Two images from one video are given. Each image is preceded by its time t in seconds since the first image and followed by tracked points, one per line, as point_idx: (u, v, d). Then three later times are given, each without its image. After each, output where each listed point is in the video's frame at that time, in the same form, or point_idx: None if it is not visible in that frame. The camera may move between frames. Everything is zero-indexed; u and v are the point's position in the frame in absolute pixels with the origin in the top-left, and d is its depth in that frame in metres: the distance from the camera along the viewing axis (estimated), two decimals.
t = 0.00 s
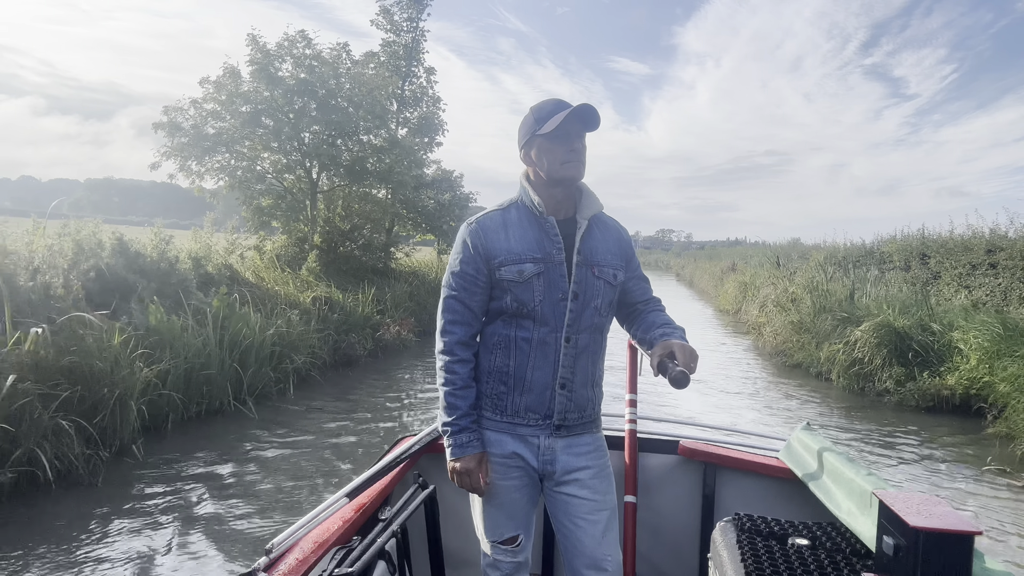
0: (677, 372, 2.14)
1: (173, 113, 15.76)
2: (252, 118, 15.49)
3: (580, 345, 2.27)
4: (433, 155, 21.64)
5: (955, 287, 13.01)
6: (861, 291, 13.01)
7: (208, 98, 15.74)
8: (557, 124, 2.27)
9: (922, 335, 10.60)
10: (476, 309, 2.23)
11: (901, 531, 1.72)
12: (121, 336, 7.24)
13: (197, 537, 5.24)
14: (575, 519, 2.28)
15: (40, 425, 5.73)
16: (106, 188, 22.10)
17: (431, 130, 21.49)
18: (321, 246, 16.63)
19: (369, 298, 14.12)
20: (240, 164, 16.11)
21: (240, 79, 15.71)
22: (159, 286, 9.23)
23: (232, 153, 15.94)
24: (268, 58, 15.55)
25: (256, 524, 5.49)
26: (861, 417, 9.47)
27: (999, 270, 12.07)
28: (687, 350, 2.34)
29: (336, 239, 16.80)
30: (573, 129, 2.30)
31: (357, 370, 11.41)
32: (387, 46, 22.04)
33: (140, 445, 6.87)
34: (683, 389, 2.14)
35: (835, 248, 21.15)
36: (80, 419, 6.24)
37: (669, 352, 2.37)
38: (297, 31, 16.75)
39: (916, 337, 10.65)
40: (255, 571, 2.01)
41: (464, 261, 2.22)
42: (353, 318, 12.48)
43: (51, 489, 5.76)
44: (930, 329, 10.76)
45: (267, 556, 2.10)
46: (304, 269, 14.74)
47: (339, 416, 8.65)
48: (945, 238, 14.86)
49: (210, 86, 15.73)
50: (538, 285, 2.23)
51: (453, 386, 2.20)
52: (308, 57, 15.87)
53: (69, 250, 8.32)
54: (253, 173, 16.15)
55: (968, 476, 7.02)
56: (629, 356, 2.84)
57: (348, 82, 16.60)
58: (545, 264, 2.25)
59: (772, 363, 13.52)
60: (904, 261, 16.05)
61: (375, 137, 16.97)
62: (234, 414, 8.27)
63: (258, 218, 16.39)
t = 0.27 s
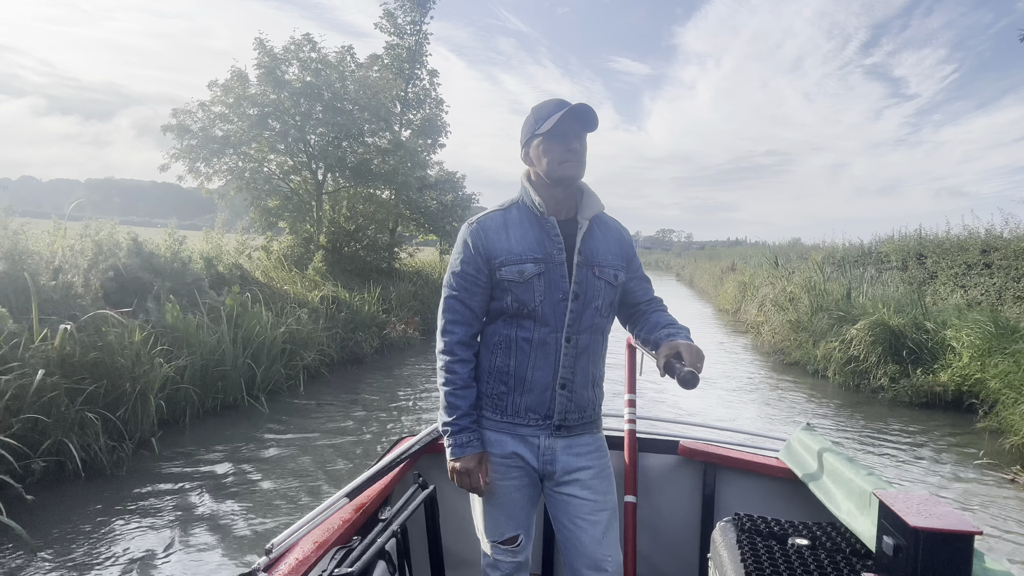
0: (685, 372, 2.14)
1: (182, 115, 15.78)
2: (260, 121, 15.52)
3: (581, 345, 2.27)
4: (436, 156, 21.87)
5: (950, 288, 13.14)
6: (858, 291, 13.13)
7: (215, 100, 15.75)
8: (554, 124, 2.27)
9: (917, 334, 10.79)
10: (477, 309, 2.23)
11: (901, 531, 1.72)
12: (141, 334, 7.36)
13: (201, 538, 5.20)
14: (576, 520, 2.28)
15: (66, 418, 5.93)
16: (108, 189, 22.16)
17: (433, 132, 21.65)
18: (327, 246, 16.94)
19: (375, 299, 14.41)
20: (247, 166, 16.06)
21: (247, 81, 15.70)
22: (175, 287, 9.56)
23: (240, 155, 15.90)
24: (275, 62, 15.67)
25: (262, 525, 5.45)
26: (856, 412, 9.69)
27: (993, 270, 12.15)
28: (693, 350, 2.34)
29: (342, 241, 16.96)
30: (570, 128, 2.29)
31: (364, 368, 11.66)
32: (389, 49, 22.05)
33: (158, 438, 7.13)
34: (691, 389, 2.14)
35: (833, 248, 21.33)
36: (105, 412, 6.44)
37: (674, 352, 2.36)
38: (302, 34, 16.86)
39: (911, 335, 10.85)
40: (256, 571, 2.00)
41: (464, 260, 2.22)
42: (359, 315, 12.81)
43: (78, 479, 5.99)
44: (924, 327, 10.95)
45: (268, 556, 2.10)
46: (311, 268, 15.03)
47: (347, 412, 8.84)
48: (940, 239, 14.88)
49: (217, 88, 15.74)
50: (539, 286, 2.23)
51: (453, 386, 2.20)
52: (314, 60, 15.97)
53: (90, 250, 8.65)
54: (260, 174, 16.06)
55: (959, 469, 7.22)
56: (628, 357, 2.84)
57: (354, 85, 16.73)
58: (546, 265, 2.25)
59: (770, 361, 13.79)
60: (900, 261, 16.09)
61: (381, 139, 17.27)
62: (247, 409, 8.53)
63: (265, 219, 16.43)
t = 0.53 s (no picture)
0: (691, 373, 2.13)
1: (191, 118, 16.09)
2: (267, 123, 15.78)
3: (582, 346, 2.28)
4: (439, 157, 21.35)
5: (946, 287, 13.18)
6: (853, 290, 13.37)
7: (222, 103, 16.04)
8: (550, 123, 2.29)
9: (911, 332, 11.01)
10: (478, 309, 2.23)
11: (901, 531, 1.72)
12: (160, 331, 7.61)
13: (204, 538, 5.17)
14: (577, 520, 2.27)
15: (89, 411, 6.18)
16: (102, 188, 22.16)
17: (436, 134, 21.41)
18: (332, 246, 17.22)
19: (379, 297, 14.66)
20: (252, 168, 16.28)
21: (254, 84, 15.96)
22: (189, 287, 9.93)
23: (247, 157, 16.20)
24: (283, 66, 15.96)
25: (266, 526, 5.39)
26: (850, 408, 9.91)
27: (988, 269, 12.12)
28: (696, 350, 2.32)
29: (346, 240, 17.40)
30: (566, 128, 2.29)
31: (371, 365, 11.94)
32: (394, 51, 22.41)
33: (177, 430, 7.35)
34: (696, 389, 2.13)
35: (831, 248, 21.57)
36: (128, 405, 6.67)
37: (677, 352, 2.35)
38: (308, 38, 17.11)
39: (905, 333, 11.07)
40: (256, 571, 2.00)
41: (465, 260, 2.22)
42: (365, 314, 13.04)
43: (105, 468, 6.20)
44: (918, 325, 11.16)
45: (267, 556, 2.10)
46: (316, 269, 15.29)
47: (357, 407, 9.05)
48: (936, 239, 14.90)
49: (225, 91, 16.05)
50: (540, 286, 2.23)
51: (454, 386, 2.19)
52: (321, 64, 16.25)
53: (109, 250, 8.95)
54: (267, 175, 16.30)
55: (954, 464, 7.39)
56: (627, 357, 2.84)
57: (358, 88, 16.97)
58: (547, 265, 2.25)
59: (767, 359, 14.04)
60: (898, 261, 16.17)
61: (385, 141, 17.52)
62: (260, 404, 8.76)
63: (272, 219, 16.59)
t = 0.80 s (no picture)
0: (692, 373, 2.13)
1: (198, 121, 16.32)
2: (274, 125, 16.00)
3: (583, 346, 2.28)
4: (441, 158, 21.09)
5: (942, 287, 13.25)
6: (849, 290, 13.63)
7: (229, 105, 16.25)
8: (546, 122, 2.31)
9: (906, 331, 11.30)
10: (478, 309, 2.23)
11: (901, 531, 1.72)
12: (177, 328, 7.90)
13: (205, 536, 5.19)
14: (578, 520, 2.27)
15: (110, 404, 6.45)
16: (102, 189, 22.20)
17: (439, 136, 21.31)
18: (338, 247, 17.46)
19: (385, 296, 14.90)
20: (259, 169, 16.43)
21: (260, 87, 16.18)
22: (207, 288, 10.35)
23: (254, 159, 16.40)
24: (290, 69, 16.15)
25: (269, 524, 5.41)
26: (844, 404, 10.18)
27: (982, 269, 12.13)
28: (698, 350, 2.31)
29: (351, 241, 17.72)
30: (559, 128, 2.29)
31: (378, 362, 12.23)
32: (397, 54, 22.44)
33: (193, 425, 7.60)
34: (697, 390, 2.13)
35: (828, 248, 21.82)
36: (146, 400, 6.95)
37: (679, 352, 2.35)
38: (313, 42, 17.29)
39: (900, 331, 11.36)
40: (256, 571, 2.00)
41: (466, 260, 2.22)
42: (372, 313, 13.29)
43: (126, 460, 6.46)
44: (913, 324, 11.45)
45: (267, 556, 2.10)
46: (323, 269, 15.54)
47: (368, 403, 9.33)
48: (934, 239, 14.89)
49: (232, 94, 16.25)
50: (541, 286, 2.23)
51: (454, 386, 2.19)
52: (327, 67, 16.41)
53: (126, 252, 9.32)
54: (274, 176, 16.48)
55: (948, 459, 7.59)
56: (627, 357, 2.84)
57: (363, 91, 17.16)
58: (548, 265, 2.25)
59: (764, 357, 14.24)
60: (895, 261, 16.26)
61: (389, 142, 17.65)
62: (272, 399, 9.02)
63: (280, 219, 16.92)
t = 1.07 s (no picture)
0: (692, 372, 2.13)
1: (206, 124, 16.53)
2: (283, 127, 16.22)
3: (584, 346, 2.28)
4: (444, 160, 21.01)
5: (939, 286, 13.31)
6: (846, 290, 13.85)
7: (236, 108, 16.42)
8: (538, 121, 2.31)
9: (901, 329, 11.48)
10: (479, 309, 2.23)
11: (901, 531, 1.72)
12: (193, 326, 8.23)
13: (200, 533, 5.19)
14: (579, 521, 2.27)
15: (134, 398, 6.76)
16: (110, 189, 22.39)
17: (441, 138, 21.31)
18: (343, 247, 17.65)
19: (390, 295, 15.05)
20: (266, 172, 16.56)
21: (267, 89, 16.36)
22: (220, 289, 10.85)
23: (261, 161, 16.54)
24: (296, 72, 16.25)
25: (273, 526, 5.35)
26: (841, 402, 10.25)
27: (978, 269, 12.15)
28: (699, 350, 2.31)
29: (355, 242, 17.88)
30: (552, 127, 2.29)
31: (383, 360, 12.45)
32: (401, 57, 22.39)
33: (208, 419, 7.87)
34: (698, 390, 2.13)
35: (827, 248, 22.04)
36: (166, 394, 7.28)
37: (681, 353, 2.34)
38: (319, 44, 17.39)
39: (894, 330, 11.54)
40: (256, 571, 2.00)
41: (467, 260, 2.22)
42: (378, 312, 13.48)
43: (148, 450, 6.77)
44: (908, 322, 11.63)
45: (268, 556, 2.10)
46: (329, 267, 15.77)
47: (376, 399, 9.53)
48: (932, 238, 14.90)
49: (239, 97, 16.43)
50: (541, 286, 2.23)
51: (455, 386, 2.19)
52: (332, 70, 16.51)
53: (144, 251, 9.71)
54: (280, 178, 16.65)
55: (945, 456, 7.70)
56: (627, 357, 2.84)
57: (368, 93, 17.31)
58: (549, 265, 2.25)
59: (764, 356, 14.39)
60: (893, 260, 16.41)
61: (394, 144, 17.71)
62: (282, 395, 9.24)
63: (287, 221, 17.21)
